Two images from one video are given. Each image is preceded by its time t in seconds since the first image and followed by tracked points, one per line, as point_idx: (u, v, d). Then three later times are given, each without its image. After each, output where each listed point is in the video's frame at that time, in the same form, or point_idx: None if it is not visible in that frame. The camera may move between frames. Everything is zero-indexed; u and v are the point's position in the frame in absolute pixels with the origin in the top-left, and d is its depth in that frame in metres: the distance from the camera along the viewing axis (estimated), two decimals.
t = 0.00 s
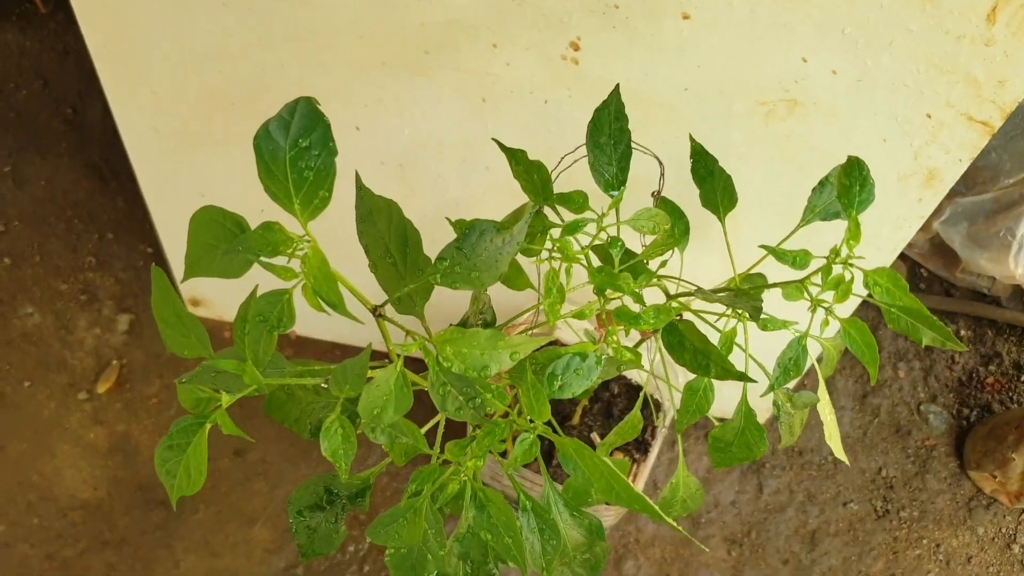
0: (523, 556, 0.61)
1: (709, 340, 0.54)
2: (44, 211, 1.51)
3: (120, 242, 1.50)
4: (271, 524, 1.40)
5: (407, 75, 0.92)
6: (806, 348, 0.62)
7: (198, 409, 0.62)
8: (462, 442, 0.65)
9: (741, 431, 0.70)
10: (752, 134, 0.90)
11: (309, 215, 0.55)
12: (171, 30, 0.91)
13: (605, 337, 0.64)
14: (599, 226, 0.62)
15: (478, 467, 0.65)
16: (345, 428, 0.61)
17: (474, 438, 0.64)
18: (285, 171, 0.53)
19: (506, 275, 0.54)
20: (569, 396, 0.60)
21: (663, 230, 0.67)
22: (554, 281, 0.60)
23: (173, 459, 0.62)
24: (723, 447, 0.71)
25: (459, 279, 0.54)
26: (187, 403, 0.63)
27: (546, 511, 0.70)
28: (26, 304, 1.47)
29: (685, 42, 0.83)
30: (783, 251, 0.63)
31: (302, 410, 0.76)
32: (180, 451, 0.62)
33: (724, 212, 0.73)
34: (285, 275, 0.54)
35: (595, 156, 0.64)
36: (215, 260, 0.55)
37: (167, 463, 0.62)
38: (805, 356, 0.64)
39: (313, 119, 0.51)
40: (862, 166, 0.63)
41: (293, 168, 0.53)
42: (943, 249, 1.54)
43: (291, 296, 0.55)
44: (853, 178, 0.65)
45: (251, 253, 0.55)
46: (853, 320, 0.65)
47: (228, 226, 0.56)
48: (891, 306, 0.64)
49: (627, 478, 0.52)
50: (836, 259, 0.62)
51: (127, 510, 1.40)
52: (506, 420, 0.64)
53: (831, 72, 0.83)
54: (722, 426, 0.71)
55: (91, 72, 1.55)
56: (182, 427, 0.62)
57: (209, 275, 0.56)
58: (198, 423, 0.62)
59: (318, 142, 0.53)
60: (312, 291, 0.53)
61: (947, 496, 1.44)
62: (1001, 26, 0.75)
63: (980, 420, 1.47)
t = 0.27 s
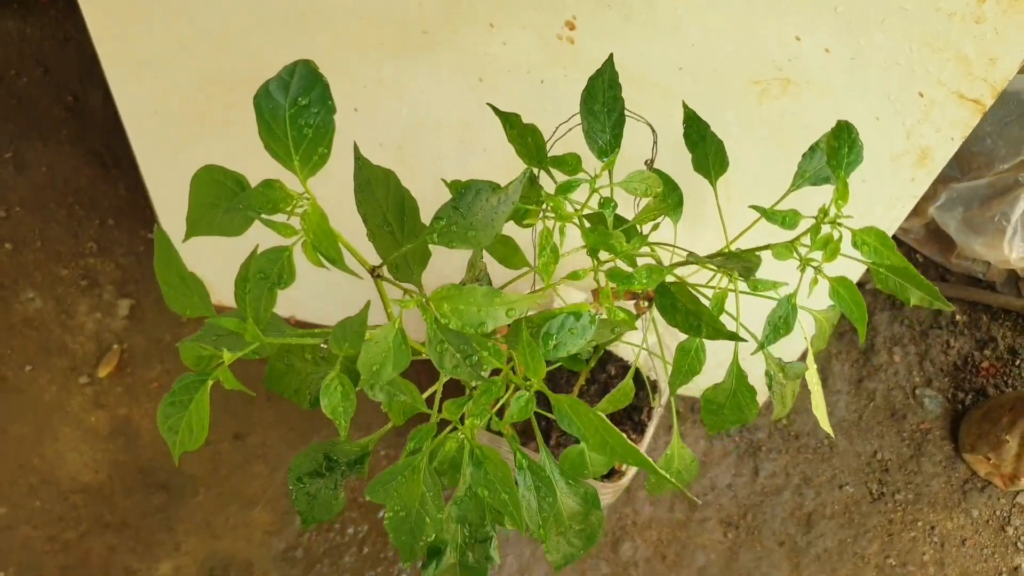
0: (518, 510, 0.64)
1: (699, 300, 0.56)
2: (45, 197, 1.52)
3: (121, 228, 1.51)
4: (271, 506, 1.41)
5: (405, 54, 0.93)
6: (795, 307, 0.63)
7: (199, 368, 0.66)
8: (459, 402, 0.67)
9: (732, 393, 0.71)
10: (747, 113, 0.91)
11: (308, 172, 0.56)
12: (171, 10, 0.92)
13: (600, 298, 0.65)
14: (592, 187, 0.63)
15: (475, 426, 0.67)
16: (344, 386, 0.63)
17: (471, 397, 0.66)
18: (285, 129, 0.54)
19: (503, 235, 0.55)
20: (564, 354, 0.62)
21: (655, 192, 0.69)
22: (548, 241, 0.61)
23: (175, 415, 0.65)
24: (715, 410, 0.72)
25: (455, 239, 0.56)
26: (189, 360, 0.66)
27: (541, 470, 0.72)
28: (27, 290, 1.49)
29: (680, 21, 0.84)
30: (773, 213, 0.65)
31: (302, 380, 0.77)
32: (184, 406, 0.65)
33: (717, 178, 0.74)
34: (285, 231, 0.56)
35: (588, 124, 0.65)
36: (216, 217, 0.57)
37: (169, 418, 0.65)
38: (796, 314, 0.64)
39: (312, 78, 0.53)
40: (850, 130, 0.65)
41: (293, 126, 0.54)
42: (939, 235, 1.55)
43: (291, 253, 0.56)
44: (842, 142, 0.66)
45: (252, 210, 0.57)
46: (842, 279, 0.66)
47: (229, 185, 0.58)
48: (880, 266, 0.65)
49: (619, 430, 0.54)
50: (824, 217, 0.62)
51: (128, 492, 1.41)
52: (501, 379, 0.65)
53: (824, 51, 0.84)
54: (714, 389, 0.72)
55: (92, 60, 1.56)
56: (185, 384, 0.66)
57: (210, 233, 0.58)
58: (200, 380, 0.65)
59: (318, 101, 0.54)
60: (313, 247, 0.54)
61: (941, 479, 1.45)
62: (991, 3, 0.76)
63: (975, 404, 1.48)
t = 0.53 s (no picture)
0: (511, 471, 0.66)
1: (691, 269, 0.57)
2: (47, 184, 1.53)
3: (122, 215, 1.52)
4: (271, 490, 1.42)
5: (404, 37, 0.94)
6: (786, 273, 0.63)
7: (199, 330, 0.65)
8: (454, 365, 0.71)
9: (725, 361, 0.72)
10: (743, 95, 0.91)
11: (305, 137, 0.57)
12: None
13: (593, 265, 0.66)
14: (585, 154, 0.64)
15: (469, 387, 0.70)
16: (341, 349, 0.64)
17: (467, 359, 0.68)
18: (283, 93, 0.55)
19: (497, 200, 0.57)
20: (558, 319, 0.64)
21: (649, 161, 0.69)
22: (543, 209, 0.62)
23: (176, 378, 0.65)
24: (709, 377, 0.73)
25: (452, 205, 0.57)
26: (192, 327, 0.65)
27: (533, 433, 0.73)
28: (29, 276, 1.50)
29: (676, 3, 0.85)
30: (763, 179, 0.64)
31: (302, 353, 0.79)
32: (184, 369, 0.65)
33: (710, 149, 0.73)
34: (283, 195, 0.57)
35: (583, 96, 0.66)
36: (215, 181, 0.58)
37: (171, 381, 0.65)
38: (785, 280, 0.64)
39: (309, 44, 0.54)
40: (839, 100, 0.66)
41: (291, 91, 0.55)
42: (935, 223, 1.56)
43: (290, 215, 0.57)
44: (832, 111, 0.66)
45: (250, 173, 0.58)
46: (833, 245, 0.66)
47: (227, 150, 0.59)
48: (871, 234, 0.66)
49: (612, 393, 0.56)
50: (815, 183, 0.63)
51: (129, 476, 1.42)
52: (496, 344, 0.66)
53: (819, 32, 0.85)
54: (707, 356, 0.73)
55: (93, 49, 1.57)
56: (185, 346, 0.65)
57: (208, 198, 0.59)
58: (200, 342, 0.65)
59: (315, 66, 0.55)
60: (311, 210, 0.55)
61: (936, 464, 1.47)
62: None
63: (970, 390, 1.49)
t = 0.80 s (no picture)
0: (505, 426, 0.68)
1: (682, 229, 0.58)
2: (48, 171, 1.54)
3: (123, 202, 1.53)
4: (271, 473, 1.43)
5: (402, 18, 0.94)
6: (773, 233, 0.66)
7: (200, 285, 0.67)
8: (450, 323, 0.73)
9: (714, 323, 0.74)
10: (736, 75, 0.93)
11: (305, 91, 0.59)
12: None
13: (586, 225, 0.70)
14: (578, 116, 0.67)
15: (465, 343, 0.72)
16: (339, 306, 0.66)
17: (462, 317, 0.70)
18: (284, 49, 0.56)
19: (490, 159, 0.60)
20: (551, 278, 0.65)
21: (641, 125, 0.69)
22: (535, 169, 0.67)
23: (178, 330, 0.67)
24: (699, 340, 0.75)
25: (448, 162, 0.59)
26: (190, 281, 0.67)
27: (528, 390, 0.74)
28: (30, 262, 1.51)
29: None
30: (751, 140, 0.67)
31: (299, 323, 0.80)
32: (185, 321, 0.68)
33: (700, 114, 0.76)
34: (283, 149, 0.59)
35: (577, 64, 0.69)
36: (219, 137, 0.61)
37: (174, 333, 0.67)
38: (773, 238, 0.67)
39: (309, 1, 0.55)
40: (828, 63, 0.68)
41: (291, 47, 0.56)
42: (930, 210, 1.57)
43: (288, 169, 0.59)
44: (820, 76, 0.69)
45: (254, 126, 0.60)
46: (820, 205, 0.68)
47: (230, 104, 0.61)
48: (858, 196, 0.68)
49: (604, 347, 0.58)
50: (802, 145, 0.66)
51: (129, 460, 1.43)
52: (490, 302, 0.68)
53: (811, 10, 0.86)
54: (697, 319, 0.75)
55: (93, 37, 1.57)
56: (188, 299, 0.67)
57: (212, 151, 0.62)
58: (201, 296, 0.67)
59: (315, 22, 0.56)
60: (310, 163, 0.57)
61: (931, 448, 1.48)
62: None
63: (965, 374, 1.51)
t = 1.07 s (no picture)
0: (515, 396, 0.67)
1: (676, 196, 0.59)
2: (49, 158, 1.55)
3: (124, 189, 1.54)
4: (270, 457, 1.44)
5: None
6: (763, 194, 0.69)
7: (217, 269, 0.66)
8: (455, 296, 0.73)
9: (705, 289, 0.75)
10: (730, 54, 0.93)
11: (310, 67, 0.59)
12: None
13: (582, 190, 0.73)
14: (572, 83, 0.70)
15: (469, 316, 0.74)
16: (350, 283, 0.66)
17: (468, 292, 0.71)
18: (286, 24, 0.57)
19: (493, 130, 0.60)
20: (554, 245, 0.67)
21: (634, 90, 0.74)
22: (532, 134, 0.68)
23: (194, 316, 0.67)
24: (690, 307, 0.77)
25: (452, 134, 0.59)
26: (205, 264, 0.66)
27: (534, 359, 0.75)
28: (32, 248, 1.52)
29: None
30: (744, 105, 0.71)
31: (300, 300, 0.80)
32: (200, 306, 0.67)
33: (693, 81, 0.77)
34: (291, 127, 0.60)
35: (571, 35, 0.70)
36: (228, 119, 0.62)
37: (189, 318, 0.67)
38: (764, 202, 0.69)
39: None
40: (819, 30, 0.71)
41: (293, 22, 0.57)
42: (926, 197, 1.59)
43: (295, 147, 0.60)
44: (811, 41, 0.71)
45: (260, 104, 0.61)
46: (810, 168, 0.72)
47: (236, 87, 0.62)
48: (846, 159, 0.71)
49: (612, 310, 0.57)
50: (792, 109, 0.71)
51: (129, 443, 1.43)
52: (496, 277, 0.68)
53: None
54: (690, 286, 0.76)
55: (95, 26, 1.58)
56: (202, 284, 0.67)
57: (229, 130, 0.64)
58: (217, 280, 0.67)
59: None
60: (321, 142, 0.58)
61: (926, 433, 1.49)
62: None
63: (960, 359, 1.52)
